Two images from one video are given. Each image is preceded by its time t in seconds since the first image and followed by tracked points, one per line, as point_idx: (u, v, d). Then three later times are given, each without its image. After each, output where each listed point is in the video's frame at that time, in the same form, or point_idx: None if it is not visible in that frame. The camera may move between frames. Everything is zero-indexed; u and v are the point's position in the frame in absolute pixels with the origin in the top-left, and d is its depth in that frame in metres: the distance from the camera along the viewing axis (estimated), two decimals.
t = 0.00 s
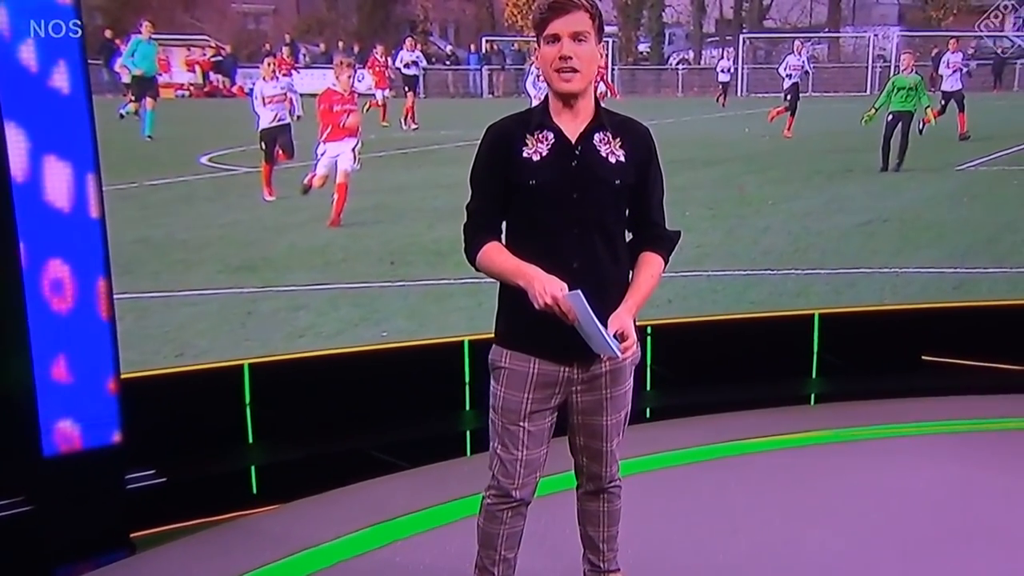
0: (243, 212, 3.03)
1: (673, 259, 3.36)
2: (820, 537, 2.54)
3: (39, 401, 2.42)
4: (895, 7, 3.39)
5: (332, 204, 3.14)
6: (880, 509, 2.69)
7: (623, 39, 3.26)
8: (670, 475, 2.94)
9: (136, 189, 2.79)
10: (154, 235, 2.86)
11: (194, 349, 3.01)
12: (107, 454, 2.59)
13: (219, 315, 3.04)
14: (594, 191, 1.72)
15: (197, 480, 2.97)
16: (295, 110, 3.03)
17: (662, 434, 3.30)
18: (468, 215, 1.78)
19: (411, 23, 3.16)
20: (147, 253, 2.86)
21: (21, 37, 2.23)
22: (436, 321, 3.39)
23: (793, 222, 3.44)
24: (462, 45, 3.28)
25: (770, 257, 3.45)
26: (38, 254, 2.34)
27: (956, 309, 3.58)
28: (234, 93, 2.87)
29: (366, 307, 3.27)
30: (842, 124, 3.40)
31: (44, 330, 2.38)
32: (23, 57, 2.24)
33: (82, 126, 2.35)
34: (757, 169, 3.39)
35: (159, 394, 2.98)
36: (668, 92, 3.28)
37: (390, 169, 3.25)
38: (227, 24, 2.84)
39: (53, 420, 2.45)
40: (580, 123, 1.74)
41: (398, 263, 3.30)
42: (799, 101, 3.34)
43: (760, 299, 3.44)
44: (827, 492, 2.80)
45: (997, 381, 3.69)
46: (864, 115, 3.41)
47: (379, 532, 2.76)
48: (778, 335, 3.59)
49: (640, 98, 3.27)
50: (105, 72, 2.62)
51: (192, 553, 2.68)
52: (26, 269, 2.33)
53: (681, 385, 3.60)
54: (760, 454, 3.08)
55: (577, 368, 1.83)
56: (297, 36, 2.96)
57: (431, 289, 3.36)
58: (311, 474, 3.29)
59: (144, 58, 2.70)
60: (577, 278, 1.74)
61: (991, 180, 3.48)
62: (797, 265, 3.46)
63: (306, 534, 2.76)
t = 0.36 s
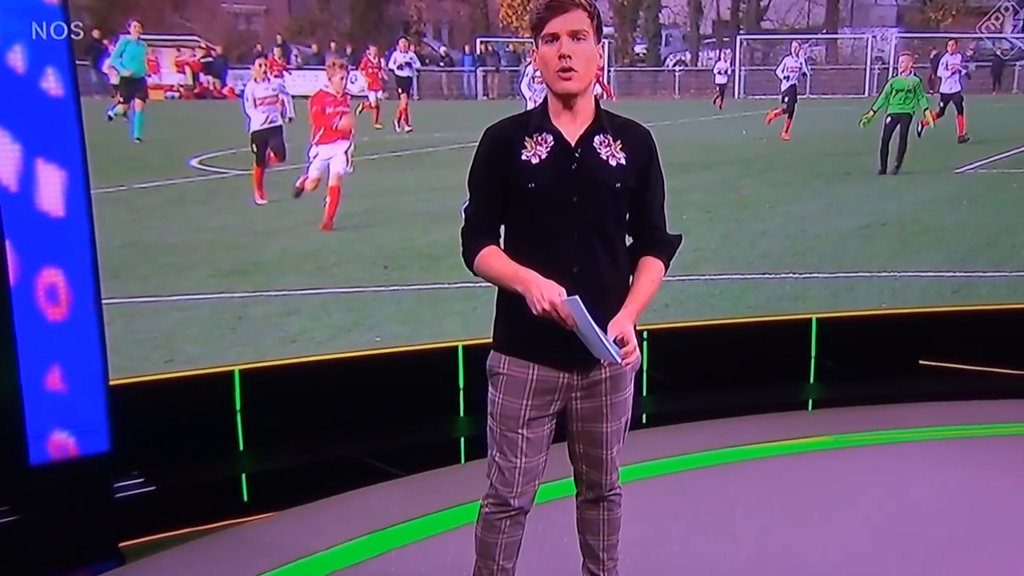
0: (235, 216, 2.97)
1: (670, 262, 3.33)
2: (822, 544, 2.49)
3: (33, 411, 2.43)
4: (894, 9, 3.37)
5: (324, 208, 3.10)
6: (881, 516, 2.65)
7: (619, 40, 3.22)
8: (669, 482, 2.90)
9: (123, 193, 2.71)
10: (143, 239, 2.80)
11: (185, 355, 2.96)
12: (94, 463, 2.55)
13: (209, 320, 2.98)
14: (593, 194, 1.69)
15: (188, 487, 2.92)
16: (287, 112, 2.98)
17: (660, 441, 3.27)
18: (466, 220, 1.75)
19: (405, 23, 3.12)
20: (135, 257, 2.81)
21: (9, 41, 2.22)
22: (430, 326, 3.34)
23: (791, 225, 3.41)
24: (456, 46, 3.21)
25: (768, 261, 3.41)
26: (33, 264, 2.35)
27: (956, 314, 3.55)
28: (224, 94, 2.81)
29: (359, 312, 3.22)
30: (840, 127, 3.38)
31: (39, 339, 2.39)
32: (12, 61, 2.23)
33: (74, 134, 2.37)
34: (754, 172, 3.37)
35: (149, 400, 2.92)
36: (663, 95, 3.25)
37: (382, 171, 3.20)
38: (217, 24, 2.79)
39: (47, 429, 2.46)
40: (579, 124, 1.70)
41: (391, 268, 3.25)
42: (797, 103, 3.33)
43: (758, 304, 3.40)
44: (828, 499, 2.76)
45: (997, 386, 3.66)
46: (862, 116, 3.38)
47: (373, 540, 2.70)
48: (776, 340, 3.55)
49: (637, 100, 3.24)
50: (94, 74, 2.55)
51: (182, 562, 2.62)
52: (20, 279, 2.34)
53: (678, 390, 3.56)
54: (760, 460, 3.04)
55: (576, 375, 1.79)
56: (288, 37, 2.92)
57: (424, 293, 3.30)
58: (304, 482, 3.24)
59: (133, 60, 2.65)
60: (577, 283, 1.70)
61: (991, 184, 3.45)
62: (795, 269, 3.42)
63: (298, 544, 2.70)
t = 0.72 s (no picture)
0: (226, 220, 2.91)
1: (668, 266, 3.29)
2: (827, 552, 2.45)
3: (27, 421, 2.37)
4: (894, 10, 3.33)
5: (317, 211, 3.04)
6: (884, 524, 2.61)
7: (617, 42, 3.18)
8: (668, 489, 2.86)
9: (112, 196, 2.65)
10: (133, 243, 2.74)
11: (175, 361, 2.91)
12: (82, 473, 2.49)
13: (199, 326, 2.93)
14: (596, 197, 1.65)
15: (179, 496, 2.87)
16: (279, 114, 2.92)
17: (658, 448, 3.23)
18: (465, 221, 1.71)
19: (399, 24, 3.04)
20: (125, 262, 2.74)
21: None
22: (425, 331, 3.29)
23: (789, 229, 3.38)
24: (451, 47, 3.18)
25: (767, 265, 3.38)
26: (25, 270, 2.30)
27: (956, 319, 3.52)
28: (215, 95, 2.77)
29: (353, 317, 3.17)
30: (838, 129, 3.38)
31: (32, 346, 2.34)
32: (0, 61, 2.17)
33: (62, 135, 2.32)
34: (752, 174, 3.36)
35: (138, 408, 2.85)
36: (661, 97, 3.23)
37: (375, 174, 3.16)
38: (208, 24, 2.72)
39: (42, 439, 2.40)
40: (582, 127, 1.66)
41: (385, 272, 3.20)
42: (795, 105, 3.31)
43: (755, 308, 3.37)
44: (831, 506, 2.72)
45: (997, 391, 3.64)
46: (860, 119, 3.38)
47: (369, 549, 2.66)
48: (773, 344, 3.52)
49: (633, 102, 3.19)
50: (82, 74, 2.49)
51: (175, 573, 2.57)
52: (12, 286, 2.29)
53: (675, 396, 3.53)
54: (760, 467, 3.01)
55: (577, 382, 1.75)
56: (280, 38, 2.87)
57: (419, 298, 3.26)
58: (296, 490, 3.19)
59: (122, 60, 2.58)
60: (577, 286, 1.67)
61: (991, 187, 3.42)
62: (793, 273, 3.39)
63: (292, 554, 2.65)
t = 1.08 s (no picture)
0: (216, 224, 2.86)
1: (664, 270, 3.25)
2: (829, 559, 2.42)
3: (21, 429, 2.30)
4: (892, 11, 3.30)
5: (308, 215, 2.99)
6: (886, 530, 2.58)
7: (613, 42, 3.16)
8: (667, 496, 2.82)
9: (100, 199, 2.62)
10: (120, 247, 2.68)
11: (164, 367, 2.85)
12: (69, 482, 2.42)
13: (189, 331, 2.87)
14: (595, 202, 1.61)
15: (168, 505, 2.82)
16: (269, 116, 2.87)
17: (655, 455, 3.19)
18: (462, 225, 1.68)
19: (392, 25, 3.00)
20: (112, 267, 2.69)
21: None
22: (419, 337, 3.24)
23: (786, 232, 3.35)
24: (444, 48, 3.14)
25: (764, 268, 3.34)
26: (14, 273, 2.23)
27: (954, 323, 3.50)
28: (204, 97, 2.72)
29: (345, 322, 3.12)
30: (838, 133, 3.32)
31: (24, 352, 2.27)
32: None
33: (49, 134, 2.26)
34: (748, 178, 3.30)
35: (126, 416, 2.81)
36: (657, 99, 3.22)
37: (364, 177, 3.07)
38: (196, 25, 2.67)
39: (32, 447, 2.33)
40: (581, 130, 1.63)
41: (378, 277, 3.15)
42: (791, 107, 3.27)
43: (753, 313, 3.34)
44: (832, 513, 2.69)
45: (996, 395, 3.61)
46: (859, 120, 3.32)
47: (364, 559, 2.61)
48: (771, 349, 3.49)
49: (630, 103, 3.20)
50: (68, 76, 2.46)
51: None
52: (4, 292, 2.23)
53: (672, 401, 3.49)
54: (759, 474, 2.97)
55: (576, 389, 1.70)
56: (271, 39, 2.80)
57: (413, 303, 3.21)
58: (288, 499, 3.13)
59: (109, 61, 2.54)
60: (576, 293, 1.63)
61: (990, 189, 3.40)
62: (791, 277, 3.36)
63: (285, 564, 2.60)
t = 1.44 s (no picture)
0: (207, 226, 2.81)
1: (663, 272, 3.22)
2: (833, 565, 2.38)
3: (16, 437, 2.25)
4: (892, 10, 3.28)
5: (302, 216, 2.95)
6: (889, 535, 2.54)
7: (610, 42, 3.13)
8: (667, 502, 2.78)
9: (89, 201, 2.56)
10: (109, 250, 2.62)
11: (155, 372, 2.80)
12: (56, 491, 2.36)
13: (181, 335, 2.81)
14: (596, 202, 1.57)
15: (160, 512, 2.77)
16: (262, 116, 2.82)
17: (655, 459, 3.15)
18: (460, 227, 1.64)
19: (386, 24, 2.97)
20: (102, 270, 2.63)
21: None
22: (414, 340, 3.19)
23: (786, 233, 3.31)
24: (440, 47, 3.09)
25: (764, 270, 3.31)
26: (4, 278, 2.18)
27: (955, 325, 3.47)
28: (196, 96, 2.67)
29: (339, 325, 3.06)
30: (838, 132, 3.30)
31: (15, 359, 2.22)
32: None
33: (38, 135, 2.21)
34: (745, 179, 3.25)
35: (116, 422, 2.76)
36: (655, 99, 3.18)
37: (360, 177, 3.01)
38: (187, 24, 2.64)
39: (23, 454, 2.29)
40: (582, 130, 1.59)
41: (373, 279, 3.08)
42: (790, 107, 3.23)
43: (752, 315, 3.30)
44: (835, 518, 2.64)
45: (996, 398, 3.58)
46: (859, 120, 3.29)
47: (359, 567, 2.56)
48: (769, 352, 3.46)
49: (627, 104, 3.16)
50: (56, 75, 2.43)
51: None
52: None
53: (670, 405, 3.46)
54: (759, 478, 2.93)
55: (577, 394, 1.66)
56: (263, 38, 2.76)
57: (408, 306, 3.15)
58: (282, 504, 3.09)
59: (98, 60, 2.49)
60: (577, 295, 1.59)
61: (991, 190, 3.37)
62: (790, 279, 3.33)
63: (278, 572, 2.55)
